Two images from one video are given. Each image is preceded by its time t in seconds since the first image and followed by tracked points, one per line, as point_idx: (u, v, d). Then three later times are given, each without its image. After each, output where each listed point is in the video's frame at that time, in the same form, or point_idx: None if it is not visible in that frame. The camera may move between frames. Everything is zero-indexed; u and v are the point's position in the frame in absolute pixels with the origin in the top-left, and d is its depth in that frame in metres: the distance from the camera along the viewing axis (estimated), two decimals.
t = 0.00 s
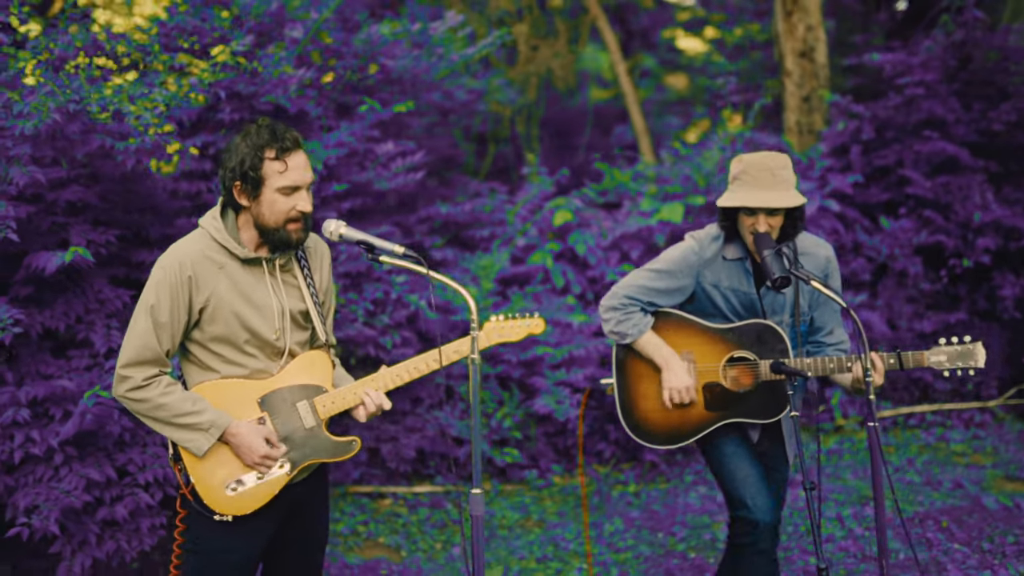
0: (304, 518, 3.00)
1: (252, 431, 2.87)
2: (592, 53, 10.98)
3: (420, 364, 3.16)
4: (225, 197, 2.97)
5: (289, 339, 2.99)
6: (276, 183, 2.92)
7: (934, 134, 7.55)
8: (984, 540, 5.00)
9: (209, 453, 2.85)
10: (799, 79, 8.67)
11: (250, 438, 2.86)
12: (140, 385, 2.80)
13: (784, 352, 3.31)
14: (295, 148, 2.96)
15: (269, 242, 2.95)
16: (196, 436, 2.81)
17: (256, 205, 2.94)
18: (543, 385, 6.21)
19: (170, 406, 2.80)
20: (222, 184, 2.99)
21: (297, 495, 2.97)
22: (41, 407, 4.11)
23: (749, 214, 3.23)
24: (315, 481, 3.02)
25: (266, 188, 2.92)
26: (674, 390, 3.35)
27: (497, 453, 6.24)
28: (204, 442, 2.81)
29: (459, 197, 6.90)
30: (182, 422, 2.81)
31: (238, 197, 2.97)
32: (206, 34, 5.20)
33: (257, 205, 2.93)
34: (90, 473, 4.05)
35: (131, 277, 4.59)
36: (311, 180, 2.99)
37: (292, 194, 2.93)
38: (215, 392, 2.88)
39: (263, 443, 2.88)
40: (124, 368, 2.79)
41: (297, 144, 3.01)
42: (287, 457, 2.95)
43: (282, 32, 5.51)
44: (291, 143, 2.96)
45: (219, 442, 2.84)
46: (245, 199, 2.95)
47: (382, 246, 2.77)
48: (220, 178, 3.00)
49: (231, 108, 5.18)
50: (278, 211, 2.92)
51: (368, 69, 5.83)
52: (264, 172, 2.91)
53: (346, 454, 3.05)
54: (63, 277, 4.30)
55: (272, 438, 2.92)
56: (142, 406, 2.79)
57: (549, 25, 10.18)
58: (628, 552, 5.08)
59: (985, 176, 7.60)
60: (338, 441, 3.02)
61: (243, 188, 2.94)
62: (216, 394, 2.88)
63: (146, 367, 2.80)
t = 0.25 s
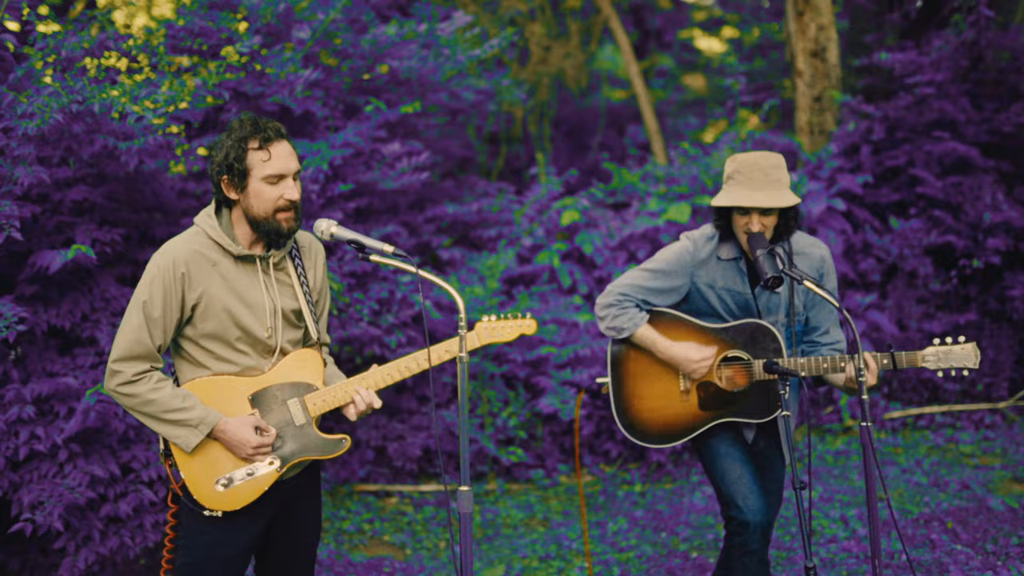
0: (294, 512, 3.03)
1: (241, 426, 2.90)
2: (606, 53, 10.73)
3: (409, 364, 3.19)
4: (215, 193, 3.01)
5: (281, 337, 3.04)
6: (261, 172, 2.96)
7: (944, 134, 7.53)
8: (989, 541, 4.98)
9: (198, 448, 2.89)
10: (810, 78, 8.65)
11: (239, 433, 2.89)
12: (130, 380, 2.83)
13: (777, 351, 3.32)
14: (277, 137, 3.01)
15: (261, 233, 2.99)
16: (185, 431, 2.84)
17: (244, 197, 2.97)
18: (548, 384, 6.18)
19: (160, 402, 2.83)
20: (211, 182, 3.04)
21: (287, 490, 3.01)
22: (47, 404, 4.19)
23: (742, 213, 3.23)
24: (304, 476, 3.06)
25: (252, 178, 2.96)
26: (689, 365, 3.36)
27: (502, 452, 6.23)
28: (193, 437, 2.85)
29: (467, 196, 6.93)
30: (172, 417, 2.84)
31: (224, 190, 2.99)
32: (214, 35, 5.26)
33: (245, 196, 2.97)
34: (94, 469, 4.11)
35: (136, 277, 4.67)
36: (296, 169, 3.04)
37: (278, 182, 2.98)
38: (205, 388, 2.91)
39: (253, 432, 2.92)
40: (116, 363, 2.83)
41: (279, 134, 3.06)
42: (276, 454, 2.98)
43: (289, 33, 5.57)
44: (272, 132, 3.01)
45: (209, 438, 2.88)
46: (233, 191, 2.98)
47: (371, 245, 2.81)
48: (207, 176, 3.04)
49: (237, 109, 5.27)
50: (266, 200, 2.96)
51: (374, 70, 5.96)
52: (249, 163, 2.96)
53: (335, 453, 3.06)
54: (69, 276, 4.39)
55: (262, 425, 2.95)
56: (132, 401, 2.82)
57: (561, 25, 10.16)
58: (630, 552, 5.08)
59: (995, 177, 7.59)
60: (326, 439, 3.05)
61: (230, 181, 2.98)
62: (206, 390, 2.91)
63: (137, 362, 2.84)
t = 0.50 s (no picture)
0: (284, 509, 3.07)
1: (228, 425, 2.93)
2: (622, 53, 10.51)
3: (397, 363, 3.22)
4: (203, 191, 3.09)
5: (269, 336, 3.06)
6: (247, 168, 3.03)
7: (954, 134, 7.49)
8: (994, 544, 4.94)
9: (187, 446, 2.94)
10: (821, 78, 8.61)
11: (226, 432, 2.93)
12: (119, 378, 2.90)
13: (771, 353, 3.31)
14: (262, 134, 3.09)
15: (248, 229, 3.04)
16: (172, 429, 2.89)
17: (230, 193, 3.04)
18: (553, 384, 6.24)
19: (148, 400, 2.89)
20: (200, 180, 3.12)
21: (277, 487, 3.04)
22: (51, 402, 4.23)
23: (736, 214, 3.26)
24: (294, 473, 3.09)
25: (238, 174, 3.03)
26: (678, 377, 3.37)
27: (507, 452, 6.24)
28: (181, 435, 2.89)
29: (475, 197, 6.95)
30: (159, 415, 2.90)
31: (213, 187, 3.08)
32: (222, 37, 5.31)
33: (232, 192, 3.04)
34: (97, 467, 4.16)
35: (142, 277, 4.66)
36: (282, 166, 3.10)
37: (263, 178, 3.04)
38: (193, 386, 2.95)
39: (241, 433, 2.95)
40: (106, 361, 2.90)
41: (266, 133, 3.14)
42: (263, 453, 3.00)
43: (295, 35, 5.61)
44: (258, 130, 3.09)
45: (196, 435, 2.92)
46: (220, 187, 3.06)
47: (362, 244, 2.90)
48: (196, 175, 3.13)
49: (243, 108, 5.32)
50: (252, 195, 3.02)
51: (382, 71, 5.92)
52: (235, 159, 3.04)
53: (322, 451, 3.07)
54: (74, 275, 4.44)
55: (249, 427, 2.99)
56: (121, 399, 2.88)
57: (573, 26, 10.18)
58: (632, 552, 5.08)
59: (1008, 177, 7.52)
60: (314, 437, 3.06)
61: (217, 178, 3.06)
62: (194, 389, 2.96)
63: (126, 361, 2.90)
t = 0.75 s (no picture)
0: (282, 506, 3.11)
1: (224, 423, 2.96)
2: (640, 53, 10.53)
3: (393, 358, 3.25)
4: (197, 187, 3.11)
5: (264, 333, 3.10)
6: (243, 165, 3.06)
7: (971, 134, 7.44)
8: (1006, 547, 4.91)
9: (184, 441, 2.97)
10: (839, 78, 8.57)
11: (222, 429, 2.96)
12: (116, 374, 2.92)
13: (774, 352, 3.32)
14: (258, 131, 3.11)
15: (242, 225, 3.07)
16: (170, 424, 2.92)
17: (225, 189, 3.06)
18: (564, 383, 6.20)
19: (145, 396, 2.92)
20: (194, 176, 3.14)
21: (274, 484, 3.09)
22: (66, 398, 4.32)
23: (739, 213, 3.27)
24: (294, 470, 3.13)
25: (233, 170, 3.06)
26: (672, 386, 3.38)
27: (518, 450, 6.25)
28: (178, 430, 2.92)
29: (488, 197, 6.99)
30: (157, 411, 2.92)
31: (207, 183, 3.10)
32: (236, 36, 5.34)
33: (227, 188, 3.06)
34: (110, 461, 4.25)
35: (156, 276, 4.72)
36: (276, 163, 3.13)
37: (258, 175, 3.07)
38: (189, 383, 2.98)
39: (236, 432, 2.98)
40: (103, 357, 2.92)
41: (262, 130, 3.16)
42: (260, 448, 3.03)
43: (309, 36, 5.69)
44: (254, 128, 3.11)
45: (193, 431, 2.95)
46: (215, 183, 3.08)
47: (362, 243, 2.90)
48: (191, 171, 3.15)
49: (257, 108, 5.42)
50: (247, 192, 3.05)
51: (396, 70, 6.01)
52: (231, 156, 3.06)
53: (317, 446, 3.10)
54: (89, 272, 4.50)
55: (244, 427, 3.02)
56: (118, 395, 2.91)
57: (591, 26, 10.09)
58: (641, 551, 5.08)
59: None
60: (310, 432, 3.09)
61: (212, 174, 3.08)
62: (190, 385, 2.99)
63: (123, 357, 2.93)
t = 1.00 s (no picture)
0: (277, 501, 3.16)
1: (217, 414, 3.01)
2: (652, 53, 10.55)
3: (382, 351, 3.29)
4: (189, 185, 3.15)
5: (254, 329, 3.15)
6: (236, 170, 3.09)
7: (980, 136, 7.43)
8: (1010, 549, 4.90)
9: (177, 437, 3.02)
10: (850, 79, 8.56)
11: (215, 421, 3.00)
12: (108, 373, 2.98)
13: (771, 352, 3.34)
14: (255, 138, 3.15)
15: (227, 228, 3.12)
16: (162, 421, 2.96)
17: (216, 190, 3.10)
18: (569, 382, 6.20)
19: (137, 394, 2.97)
20: (186, 173, 3.17)
21: (268, 479, 3.13)
22: (74, 394, 4.38)
23: (738, 212, 3.27)
24: (287, 464, 3.17)
25: (226, 173, 3.09)
26: (693, 353, 3.37)
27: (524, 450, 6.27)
28: (170, 427, 2.97)
29: (497, 197, 7.03)
30: (149, 409, 2.97)
31: (198, 180, 3.13)
32: (246, 38, 5.39)
33: (217, 189, 3.10)
34: (117, 457, 4.32)
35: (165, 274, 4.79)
36: (268, 170, 3.17)
37: (249, 181, 3.11)
38: (181, 380, 3.03)
39: (229, 422, 3.02)
40: (94, 356, 2.98)
41: (259, 135, 3.20)
42: (253, 442, 3.07)
43: (318, 37, 5.75)
44: (252, 134, 3.15)
45: (186, 427, 3.00)
46: (206, 183, 3.11)
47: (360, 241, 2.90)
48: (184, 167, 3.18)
49: (266, 109, 5.47)
50: (236, 196, 3.09)
51: (406, 71, 6.11)
52: (226, 159, 3.09)
53: (310, 440, 3.12)
54: (98, 271, 4.55)
55: (237, 414, 3.05)
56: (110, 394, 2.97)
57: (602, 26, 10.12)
58: (644, 550, 5.10)
59: None
60: (302, 426, 3.13)
61: (205, 173, 3.12)
62: (182, 382, 3.03)
63: (114, 356, 2.98)
